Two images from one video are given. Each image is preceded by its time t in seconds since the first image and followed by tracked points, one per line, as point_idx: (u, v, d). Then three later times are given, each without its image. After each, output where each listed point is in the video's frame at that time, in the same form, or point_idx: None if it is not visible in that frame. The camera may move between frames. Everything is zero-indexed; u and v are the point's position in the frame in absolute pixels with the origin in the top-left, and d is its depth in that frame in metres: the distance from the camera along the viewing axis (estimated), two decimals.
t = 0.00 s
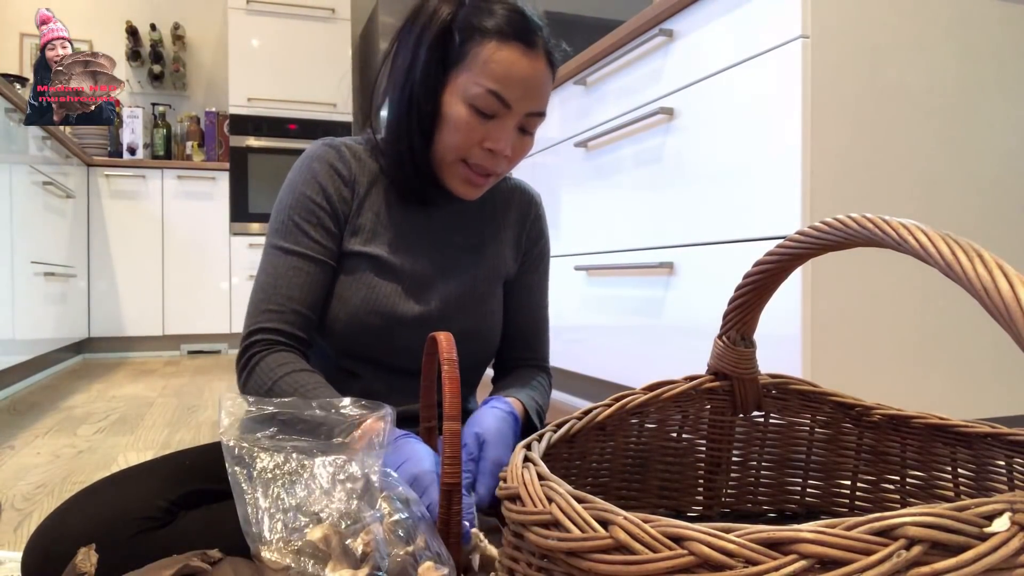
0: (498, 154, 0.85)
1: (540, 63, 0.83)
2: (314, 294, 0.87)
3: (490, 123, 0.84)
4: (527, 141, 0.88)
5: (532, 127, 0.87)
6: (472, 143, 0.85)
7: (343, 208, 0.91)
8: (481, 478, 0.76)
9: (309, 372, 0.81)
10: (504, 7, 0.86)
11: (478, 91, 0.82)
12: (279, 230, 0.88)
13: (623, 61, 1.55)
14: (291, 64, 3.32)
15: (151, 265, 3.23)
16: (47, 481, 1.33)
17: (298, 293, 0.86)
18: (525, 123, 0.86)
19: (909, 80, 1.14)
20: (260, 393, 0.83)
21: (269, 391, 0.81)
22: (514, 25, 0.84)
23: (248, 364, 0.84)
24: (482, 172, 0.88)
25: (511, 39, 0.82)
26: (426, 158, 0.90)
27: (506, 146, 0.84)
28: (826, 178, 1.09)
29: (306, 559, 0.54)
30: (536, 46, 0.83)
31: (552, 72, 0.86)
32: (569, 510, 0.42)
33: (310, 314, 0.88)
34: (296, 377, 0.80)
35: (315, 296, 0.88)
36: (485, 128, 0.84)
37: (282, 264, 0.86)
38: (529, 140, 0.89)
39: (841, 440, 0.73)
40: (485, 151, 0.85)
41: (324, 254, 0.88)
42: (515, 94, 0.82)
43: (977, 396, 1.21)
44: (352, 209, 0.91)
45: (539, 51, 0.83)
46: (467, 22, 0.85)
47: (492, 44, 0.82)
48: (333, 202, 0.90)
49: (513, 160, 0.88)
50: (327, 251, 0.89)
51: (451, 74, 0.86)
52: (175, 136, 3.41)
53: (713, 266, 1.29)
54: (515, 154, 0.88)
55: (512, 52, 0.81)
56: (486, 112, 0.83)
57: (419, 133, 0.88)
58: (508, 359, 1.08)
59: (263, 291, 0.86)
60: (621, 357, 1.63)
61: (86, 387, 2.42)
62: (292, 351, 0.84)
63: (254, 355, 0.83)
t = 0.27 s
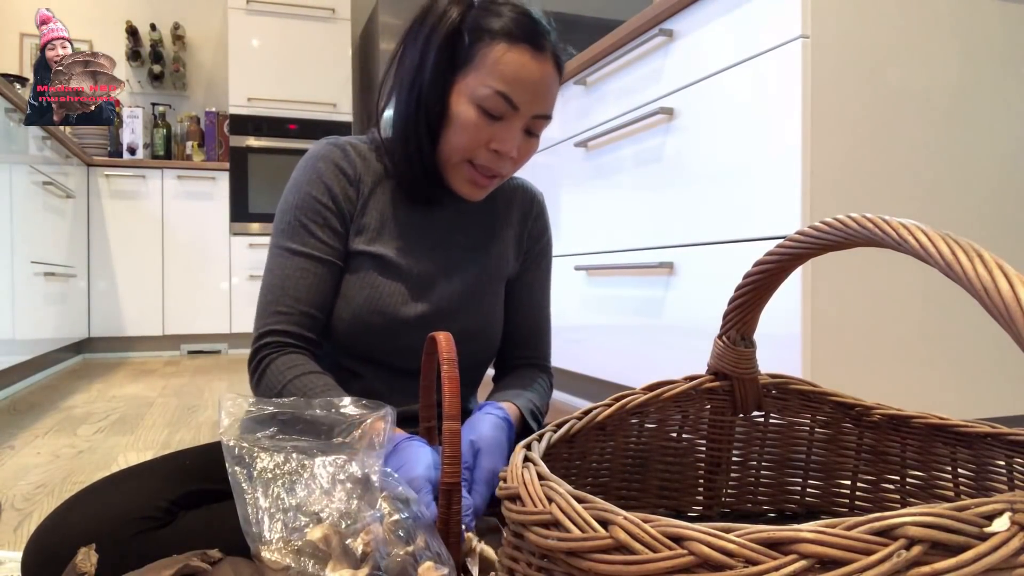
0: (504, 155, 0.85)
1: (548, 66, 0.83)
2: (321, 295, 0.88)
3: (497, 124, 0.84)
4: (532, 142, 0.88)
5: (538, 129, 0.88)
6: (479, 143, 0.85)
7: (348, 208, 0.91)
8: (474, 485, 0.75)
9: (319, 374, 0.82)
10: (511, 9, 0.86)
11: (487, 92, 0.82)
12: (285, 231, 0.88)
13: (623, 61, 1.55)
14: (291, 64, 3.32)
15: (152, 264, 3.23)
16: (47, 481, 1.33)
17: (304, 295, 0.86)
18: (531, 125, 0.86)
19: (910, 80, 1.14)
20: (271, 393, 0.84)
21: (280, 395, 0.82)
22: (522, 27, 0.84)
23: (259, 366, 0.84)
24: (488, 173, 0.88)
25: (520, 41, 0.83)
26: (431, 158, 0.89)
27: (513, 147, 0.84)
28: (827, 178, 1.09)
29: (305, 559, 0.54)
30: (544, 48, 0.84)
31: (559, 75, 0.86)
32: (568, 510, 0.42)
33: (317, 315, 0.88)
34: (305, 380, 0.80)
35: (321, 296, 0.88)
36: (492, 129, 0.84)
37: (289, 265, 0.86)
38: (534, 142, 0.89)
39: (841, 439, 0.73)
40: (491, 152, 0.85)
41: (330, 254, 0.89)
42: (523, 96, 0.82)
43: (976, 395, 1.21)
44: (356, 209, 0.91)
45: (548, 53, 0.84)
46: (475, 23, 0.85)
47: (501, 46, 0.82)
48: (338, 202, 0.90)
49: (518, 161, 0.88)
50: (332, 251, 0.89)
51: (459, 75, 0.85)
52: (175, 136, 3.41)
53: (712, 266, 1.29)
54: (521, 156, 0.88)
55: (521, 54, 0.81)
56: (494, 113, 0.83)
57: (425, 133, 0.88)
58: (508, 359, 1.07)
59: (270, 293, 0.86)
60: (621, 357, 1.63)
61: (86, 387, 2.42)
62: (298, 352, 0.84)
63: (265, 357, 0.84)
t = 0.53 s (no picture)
0: (507, 156, 0.85)
1: (552, 69, 0.83)
2: (325, 292, 0.88)
3: (501, 125, 0.84)
4: (535, 145, 0.88)
5: (541, 131, 0.88)
6: (482, 144, 0.85)
7: (353, 206, 0.91)
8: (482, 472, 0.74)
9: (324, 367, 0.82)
10: (516, 11, 0.87)
11: (491, 93, 0.82)
12: (290, 227, 0.89)
13: (623, 61, 1.55)
14: (291, 64, 3.32)
15: (151, 264, 3.23)
16: (47, 481, 1.33)
17: (309, 291, 0.86)
18: (535, 127, 0.86)
19: (910, 80, 1.14)
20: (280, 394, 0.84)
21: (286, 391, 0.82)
22: (527, 30, 0.84)
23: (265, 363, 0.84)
24: (490, 174, 0.88)
25: (525, 43, 0.83)
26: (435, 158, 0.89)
27: (516, 148, 0.84)
28: (827, 177, 1.09)
29: (306, 558, 0.54)
30: (549, 51, 0.84)
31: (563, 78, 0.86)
32: (569, 510, 0.42)
33: (321, 312, 0.88)
34: (312, 374, 0.80)
35: (325, 293, 0.88)
36: (496, 130, 0.84)
37: (294, 261, 0.86)
38: (537, 144, 0.89)
39: (841, 439, 0.73)
40: (494, 152, 0.85)
41: (335, 252, 0.89)
42: (527, 97, 0.82)
43: (976, 396, 1.21)
44: (361, 207, 0.91)
45: (552, 56, 0.84)
46: (481, 25, 0.85)
47: (506, 48, 0.82)
48: (344, 200, 0.90)
49: (521, 163, 0.88)
50: (337, 248, 0.89)
51: (463, 76, 0.85)
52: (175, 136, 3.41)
53: (712, 267, 1.29)
54: (523, 157, 0.88)
55: (526, 57, 0.82)
56: (498, 114, 0.83)
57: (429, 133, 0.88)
58: (508, 360, 1.08)
59: (275, 289, 0.86)
60: (621, 357, 1.63)
61: (86, 387, 2.42)
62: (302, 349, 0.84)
63: (270, 353, 0.84)
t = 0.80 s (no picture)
0: (507, 157, 0.85)
1: (555, 70, 0.83)
2: (307, 280, 0.87)
3: (501, 125, 0.83)
4: (537, 147, 0.88)
5: (542, 133, 0.87)
6: (482, 144, 0.84)
7: (349, 200, 0.91)
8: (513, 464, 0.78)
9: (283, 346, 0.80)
10: (520, 13, 0.87)
11: (492, 92, 0.82)
12: (281, 216, 0.88)
13: (623, 61, 1.55)
14: (291, 64, 3.32)
15: (151, 264, 3.23)
16: (47, 481, 1.33)
17: (293, 279, 0.86)
18: (536, 128, 0.86)
19: (910, 80, 1.14)
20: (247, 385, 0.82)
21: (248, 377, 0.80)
22: (530, 31, 0.84)
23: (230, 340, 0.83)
24: (490, 174, 0.88)
25: (527, 44, 0.83)
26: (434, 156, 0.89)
27: (516, 148, 0.84)
28: (826, 177, 1.09)
29: (305, 559, 0.54)
30: (551, 53, 0.84)
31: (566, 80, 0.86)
32: (569, 510, 0.42)
33: (302, 301, 0.88)
34: (277, 351, 0.79)
35: (309, 283, 0.88)
36: (496, 129, 0.83)
37: (280, 248, 0.86)
38: (538, 146, 0.89)
39: (841, 440, 0.73)
40: (493, 153, 0.84)
41: (326, 242, 0.89)
42: (528, 98, 0.82)
43: (976, 396, 1.21)
44: (357, 201, 0.91)
45: (554, 57, 0.84)
46: (484, 26, 0.85)
47: (508, 48, 0.82)
48: (339, 193, 0.90)
49: (521, 164, 0.88)
50: (325, 239, 0.89)
51: (465, 77, 0.86)
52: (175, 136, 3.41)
53: (712, 267, 1.29)
54: (524, 159, 0.87)
55: (528, 57, 0.82)
56: (498, 113, 0.83)
57: (431, 132, 0.88)
58: (508, 362, 1.07)
59: (258, 273, 0.85)
60: (621, 357, 1.63)
61: (86, 387, 2.42)
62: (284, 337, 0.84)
63: (235, 331, 0.82)
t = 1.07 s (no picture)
0: (507, 153, 0.85)
1: (551, 65, 0.83)
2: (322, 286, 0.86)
3: (499, 122, 0.84)
4: (535, 142, 0.88)
5: (540, 127, 0.88)
6: (482, 141, 0.85)
7: (353, 202, 0.90)
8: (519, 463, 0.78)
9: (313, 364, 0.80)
10: (515, 8, 0.87)
11: (489, 89, 0.82)
12: (289, 219, 0.87)
13: (623, 61, 1.55)
14: (291, 64, 3.32)
15: (151, 264, 3.23)
16: (47, 481, 1.33)
17: (309, 284, 0.85)
18: (534, 123, 0.86)
19: (909, 80, 1.14)
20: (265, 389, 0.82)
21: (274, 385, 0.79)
22: (525, 26, 0.84)
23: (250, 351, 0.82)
24: (491, 171, 0.88)
25: (522, 40, 0.83)
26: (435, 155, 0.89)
27: (516, 144, 0.84)
28: (826, 177, 1.09)
29: (305, 559, 0.54)
30: (547, 47, 0.84)
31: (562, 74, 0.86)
32: (569, 510, 0.42)
33: (317, 305, 0.87)
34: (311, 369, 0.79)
35: (322, 288, 0.87)
36: (495, 126, 0.84)
37: (291, 252, 0.84)
38: (537, 141, 0.89)
39: (841, 440, 0.73)
40: (493, 149, 0.85)
41: (334, 245, 0.88)
42: (527, 93, 0.82)
43: (976, 396, 1.21)
44: (361, 203, 0.91)
45: (550, 51, 0.84)
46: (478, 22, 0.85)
47: (505, 44, 0.82)
48: (344, 194, 0.89)
49: (520, 160, 0.88)
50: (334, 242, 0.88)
51: (462, 74, 0.85)
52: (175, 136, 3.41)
53: (712, 267, 1.29)
54: (523, 154, 0.88)
55: (525, 52, 0.82)
56: (497, 110, 0.83)
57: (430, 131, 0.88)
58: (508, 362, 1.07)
59: (270, 279, 0.84)
60: (621, 356, 1.63)
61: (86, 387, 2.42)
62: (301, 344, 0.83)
63: (257, 343, 0.81)
